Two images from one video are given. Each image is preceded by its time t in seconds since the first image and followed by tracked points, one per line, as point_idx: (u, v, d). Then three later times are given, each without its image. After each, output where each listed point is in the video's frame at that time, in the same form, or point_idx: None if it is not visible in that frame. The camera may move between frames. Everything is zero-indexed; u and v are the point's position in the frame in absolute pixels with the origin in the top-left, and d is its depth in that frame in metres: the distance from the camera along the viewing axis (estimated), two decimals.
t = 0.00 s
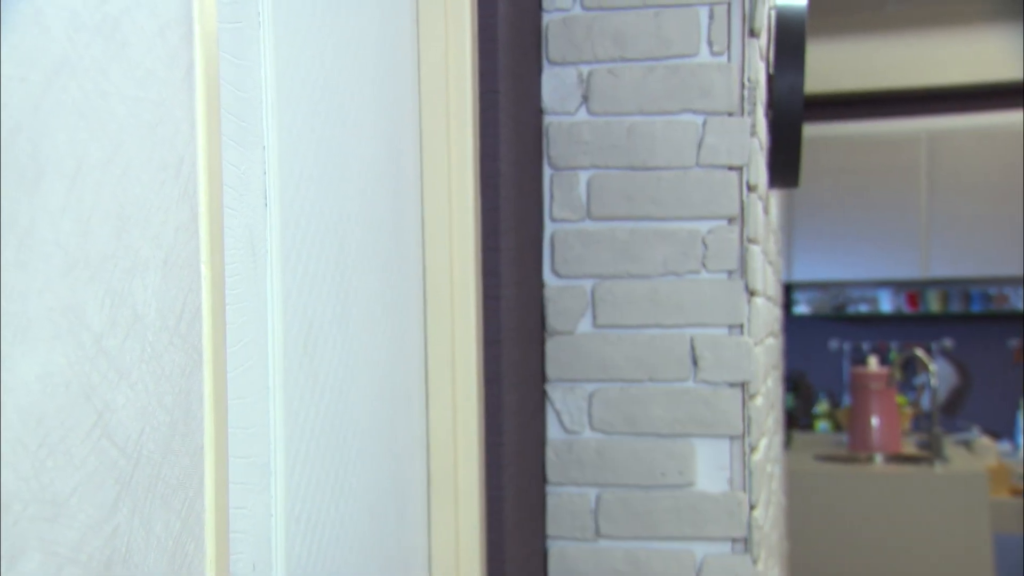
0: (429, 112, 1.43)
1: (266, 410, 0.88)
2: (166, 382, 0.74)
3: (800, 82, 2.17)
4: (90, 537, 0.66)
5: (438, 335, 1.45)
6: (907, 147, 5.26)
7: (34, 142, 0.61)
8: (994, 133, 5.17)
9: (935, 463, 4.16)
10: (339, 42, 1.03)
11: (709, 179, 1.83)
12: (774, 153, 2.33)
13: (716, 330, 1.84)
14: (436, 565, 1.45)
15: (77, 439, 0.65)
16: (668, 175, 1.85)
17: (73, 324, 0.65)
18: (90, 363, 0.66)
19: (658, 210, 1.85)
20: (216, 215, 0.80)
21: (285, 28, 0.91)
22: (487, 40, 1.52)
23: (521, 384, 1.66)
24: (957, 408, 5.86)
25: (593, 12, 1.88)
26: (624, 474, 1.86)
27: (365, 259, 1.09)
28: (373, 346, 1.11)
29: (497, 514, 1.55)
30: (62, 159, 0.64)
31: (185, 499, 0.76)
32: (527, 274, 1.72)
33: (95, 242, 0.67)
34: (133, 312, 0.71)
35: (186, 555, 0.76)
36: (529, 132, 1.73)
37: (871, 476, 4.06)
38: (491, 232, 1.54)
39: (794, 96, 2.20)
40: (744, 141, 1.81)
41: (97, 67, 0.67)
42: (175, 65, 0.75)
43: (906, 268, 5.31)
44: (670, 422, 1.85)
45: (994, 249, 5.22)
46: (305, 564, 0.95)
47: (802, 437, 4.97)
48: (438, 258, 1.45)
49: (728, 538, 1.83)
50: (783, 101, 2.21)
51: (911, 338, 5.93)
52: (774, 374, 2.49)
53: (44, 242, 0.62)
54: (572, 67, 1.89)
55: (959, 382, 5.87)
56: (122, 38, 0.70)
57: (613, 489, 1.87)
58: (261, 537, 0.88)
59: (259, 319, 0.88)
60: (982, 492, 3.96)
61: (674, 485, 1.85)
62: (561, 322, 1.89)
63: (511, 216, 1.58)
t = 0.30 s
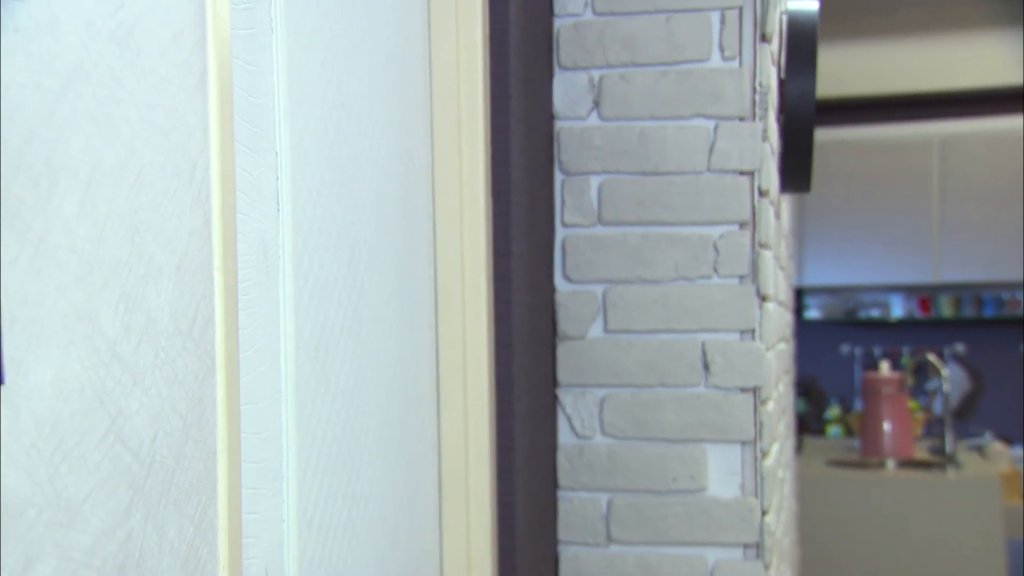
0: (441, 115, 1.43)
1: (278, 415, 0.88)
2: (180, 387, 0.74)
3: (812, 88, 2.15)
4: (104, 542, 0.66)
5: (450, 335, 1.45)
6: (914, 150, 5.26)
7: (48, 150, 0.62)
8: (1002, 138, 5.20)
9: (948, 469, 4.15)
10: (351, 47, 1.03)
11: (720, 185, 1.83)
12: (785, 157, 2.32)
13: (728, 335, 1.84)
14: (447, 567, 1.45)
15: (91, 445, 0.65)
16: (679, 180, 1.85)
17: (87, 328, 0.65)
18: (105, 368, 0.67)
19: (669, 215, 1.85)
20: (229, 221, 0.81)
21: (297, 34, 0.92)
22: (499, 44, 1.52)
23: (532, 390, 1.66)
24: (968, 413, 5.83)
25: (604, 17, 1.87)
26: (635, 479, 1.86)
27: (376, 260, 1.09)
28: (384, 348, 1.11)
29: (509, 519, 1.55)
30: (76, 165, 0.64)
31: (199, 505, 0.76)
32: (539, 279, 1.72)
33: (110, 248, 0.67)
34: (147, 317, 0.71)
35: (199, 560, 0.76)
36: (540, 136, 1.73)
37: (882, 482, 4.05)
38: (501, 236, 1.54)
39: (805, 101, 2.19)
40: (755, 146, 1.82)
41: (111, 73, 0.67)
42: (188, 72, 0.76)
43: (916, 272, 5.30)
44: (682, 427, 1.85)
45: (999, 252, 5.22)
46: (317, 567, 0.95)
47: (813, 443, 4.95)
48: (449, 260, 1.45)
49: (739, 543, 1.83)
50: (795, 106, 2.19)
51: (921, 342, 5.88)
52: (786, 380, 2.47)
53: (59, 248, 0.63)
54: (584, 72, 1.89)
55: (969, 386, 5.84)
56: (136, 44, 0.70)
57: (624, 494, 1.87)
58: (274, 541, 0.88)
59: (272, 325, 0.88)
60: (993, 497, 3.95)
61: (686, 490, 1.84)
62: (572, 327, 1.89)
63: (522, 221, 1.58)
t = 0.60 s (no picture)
0: (454, 123, 1.44)
1: (294, 424, 0.88)
2: (195, 396, 0.75)
3: (826, 94, 2.14)
4: (119, 550, 0.66)
5: (463, 343, 1.45)
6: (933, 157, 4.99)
7: (66, 159, 0.63)
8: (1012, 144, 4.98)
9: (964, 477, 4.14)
10: (366, 57, 1.04)
11: (734, 192, 1.83)
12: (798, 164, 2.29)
13: (741, 342, 1.84)
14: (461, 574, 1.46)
15: (107, 453, 0.65)
16: (692, 187, 1.85)
17: (104, 337, 0.66)
18: (121, 377, 0.67)
19: (682, 223, 1.85)
20: (244, 230, 0.81)
21: (312, 44, 0.92)
22: (512, 53, 1.53)
23: (545, 398, 1.66)
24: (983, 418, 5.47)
25: (617, 24, 1.87)
26: (649, 487, 1.86)
27: (388, 265, 1.09)
28: (397, 354, 1.11)
29: (522, 528, 1.55)
30: (93, 174, 0.65)
31: (214, 513, 0.76)
32: (552, 286, 1.72)
33: (126, 258, 0.68)
34: (163, 325, 0.71)
35: (215, 568, 0.77)
36: (553, 144, 1.73)
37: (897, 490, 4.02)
38: (514, 243, 1.54)
39: (818, 108, 2.15)
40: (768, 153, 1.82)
41: (128, 83, 0.68)
42: (204, 81, 0.76)
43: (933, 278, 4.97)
44: (695, 435, 1.84)
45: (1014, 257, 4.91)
46: None
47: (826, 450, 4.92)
48: (463, 268, 1.45)
49: (753, 552, 1.82)
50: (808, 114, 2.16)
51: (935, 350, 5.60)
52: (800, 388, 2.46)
53: (75, 257, 0.63)
54: (597, 80, 1.89)
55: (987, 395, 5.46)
56: (152, 54, 0.70)
57: (637, 502, 1.86)
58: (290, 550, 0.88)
59: (286, 334, 0.88)
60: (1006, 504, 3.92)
61: (699, 498, 1.84)
62: (585, 334, 1.89)
63: (535, 228, 1.58)
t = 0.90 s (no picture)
0: (472, 131, 1.44)
1: (312, 431, 0.88)
2: (216, 405, 0.75)
3: (844, 102, 2.12)
4: (141, 559, 0.67)
5: (481, 349, 1.45)
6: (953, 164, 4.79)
7: (88, 170, 0.63)
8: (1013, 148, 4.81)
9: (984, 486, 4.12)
10: (386, 68, 1.04)
11: (752, 201, 1.83)
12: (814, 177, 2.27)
13: (759, 351, 1.83)
14: None
15: (128, 462, 0.66)
16: (710, 196, 1.85)
17: (126, 346, 0.66)
18: (142, 386, 0.67)
19: (700, 231, 1.85)
20: (264, 238, 0.81)
21: (331, 54, 0.92)
22: (530, 61, 1.53)
23: (563, 407, 1.66)
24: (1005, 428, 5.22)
25: (634, 33, 1.88)
26: (667, 495, 1.85)
27: (407, 273, 1.09)
28: (415, 362, 1.11)
29: (540, 536, 1.55)
30: (115, 185, 0.65)
31: (234, 521, 0.77)
32: (569, 295, 1.71)
33: (147, 268, 0.68)
34: (183, 334, 0.71)
35: None
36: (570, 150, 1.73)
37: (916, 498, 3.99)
38: (532, 250, 1.54)
39: (837, 116, 2.15)
40: (786, 161, 1.81)
41: (149, 94, 0.68)
42: (224, 92, 0.76)
43: (949, 286, 4.80)
44: (713, 443, 1.84)
45: None
46: None
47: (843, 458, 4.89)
48: (481, 278, 1.45)
49: (771, 560, 1.82)
50: (826, 122, 2.16)
51: (957, 358, 5.32)
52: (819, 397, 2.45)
53: (98, 266, 0.63)
54: (614, 88, 1.89)
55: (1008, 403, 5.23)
56: (173, 64, 0.71)
57: (655, 510, 1.86)
58: (308, 557, 0.89)
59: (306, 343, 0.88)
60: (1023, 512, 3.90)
61: (718, 507, 1.83)
62: (602, 343, 1.88)
63: (552, 236, 1.58)
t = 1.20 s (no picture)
0: (493, 141, 1.44)
1: (333, 442, 0.89)
2: (239, 415, 0.75)
3: (865, 112, 2.13)
4: (164, 569, 0.67)
5: (501, 358, 1.45)
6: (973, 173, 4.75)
7: (114, 182, 0.64)
8: None
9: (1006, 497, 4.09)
10: (407, 79, 1.05)
11: (772, 210, 1.82)
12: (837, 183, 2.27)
13: (780, 361, 1.82)
14: None
15: (153, 472, 0.66)
16: (731, 205, 1.84)
17: (151, 358, 0.66)
18: (167, 398, 0.68)
19: (720, 240, 1.84)
20: (286, 249, 0.81)
21: (353, 67, 0.93)
22: (550, 71, 1.53)
23: (583, 417, 1.66)
24: None
25: (654, 43, 1.88)
26: (687, 505, 1.85)
27: (429, 281, 1.10)
28: (437, 369, 1.12)
29: (559, 545, 1.55)
30: (142, 198, 0.66)
31: (257, 531, 0.77)
32: (589, 304, 1.71)
33: (173, 280, 0.68)
34: (207, 345, 0.72)
35: None
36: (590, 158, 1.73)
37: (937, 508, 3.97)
38: (554, 259, 1.54)
39: (858, 125, 2.15)
40: (807, 171, 1.81)
41: (174, 106, 0.69)
42: (248, 105, 0.77)
43: (972, 296, 4.74)
44: (733, 453, 1.83)
45: None
46: None
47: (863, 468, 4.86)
48: (501, 287, 1.45)
49: (793, 570, 1.81)
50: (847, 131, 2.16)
51: (979, 367, 5.22)
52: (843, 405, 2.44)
53: (124, 278, 0.64)
54: (634, 98, 1.89)
55: None
56: (198, 77, 0.71)
57: (676, 520, 1.86)
58: (330, 567, 0.89)
59: (328, 354, 0.89)
60: None
61: (739, 517, 1.83)
62: (622, 353, 1.88)
63: (572, 245, 1.58)
